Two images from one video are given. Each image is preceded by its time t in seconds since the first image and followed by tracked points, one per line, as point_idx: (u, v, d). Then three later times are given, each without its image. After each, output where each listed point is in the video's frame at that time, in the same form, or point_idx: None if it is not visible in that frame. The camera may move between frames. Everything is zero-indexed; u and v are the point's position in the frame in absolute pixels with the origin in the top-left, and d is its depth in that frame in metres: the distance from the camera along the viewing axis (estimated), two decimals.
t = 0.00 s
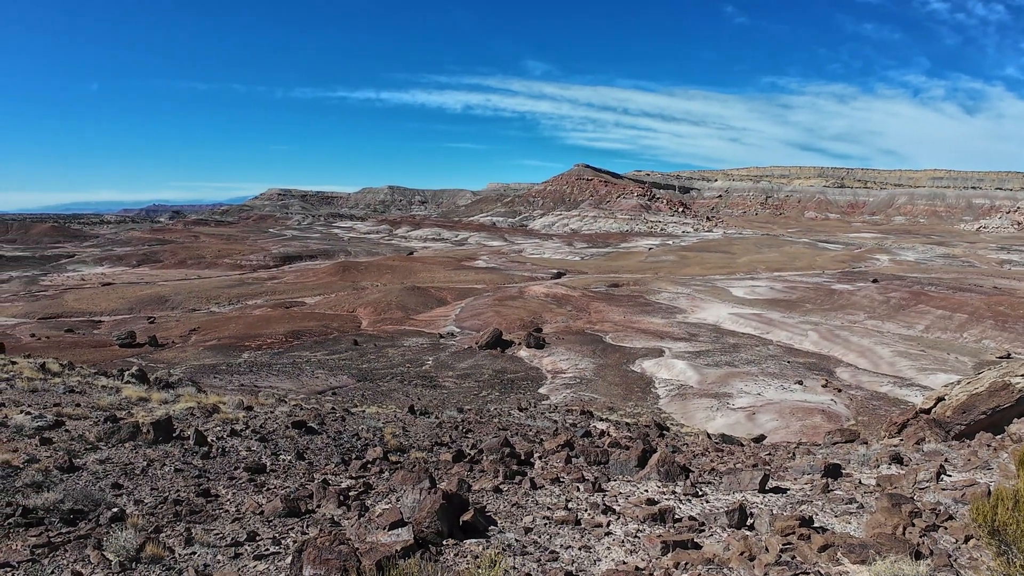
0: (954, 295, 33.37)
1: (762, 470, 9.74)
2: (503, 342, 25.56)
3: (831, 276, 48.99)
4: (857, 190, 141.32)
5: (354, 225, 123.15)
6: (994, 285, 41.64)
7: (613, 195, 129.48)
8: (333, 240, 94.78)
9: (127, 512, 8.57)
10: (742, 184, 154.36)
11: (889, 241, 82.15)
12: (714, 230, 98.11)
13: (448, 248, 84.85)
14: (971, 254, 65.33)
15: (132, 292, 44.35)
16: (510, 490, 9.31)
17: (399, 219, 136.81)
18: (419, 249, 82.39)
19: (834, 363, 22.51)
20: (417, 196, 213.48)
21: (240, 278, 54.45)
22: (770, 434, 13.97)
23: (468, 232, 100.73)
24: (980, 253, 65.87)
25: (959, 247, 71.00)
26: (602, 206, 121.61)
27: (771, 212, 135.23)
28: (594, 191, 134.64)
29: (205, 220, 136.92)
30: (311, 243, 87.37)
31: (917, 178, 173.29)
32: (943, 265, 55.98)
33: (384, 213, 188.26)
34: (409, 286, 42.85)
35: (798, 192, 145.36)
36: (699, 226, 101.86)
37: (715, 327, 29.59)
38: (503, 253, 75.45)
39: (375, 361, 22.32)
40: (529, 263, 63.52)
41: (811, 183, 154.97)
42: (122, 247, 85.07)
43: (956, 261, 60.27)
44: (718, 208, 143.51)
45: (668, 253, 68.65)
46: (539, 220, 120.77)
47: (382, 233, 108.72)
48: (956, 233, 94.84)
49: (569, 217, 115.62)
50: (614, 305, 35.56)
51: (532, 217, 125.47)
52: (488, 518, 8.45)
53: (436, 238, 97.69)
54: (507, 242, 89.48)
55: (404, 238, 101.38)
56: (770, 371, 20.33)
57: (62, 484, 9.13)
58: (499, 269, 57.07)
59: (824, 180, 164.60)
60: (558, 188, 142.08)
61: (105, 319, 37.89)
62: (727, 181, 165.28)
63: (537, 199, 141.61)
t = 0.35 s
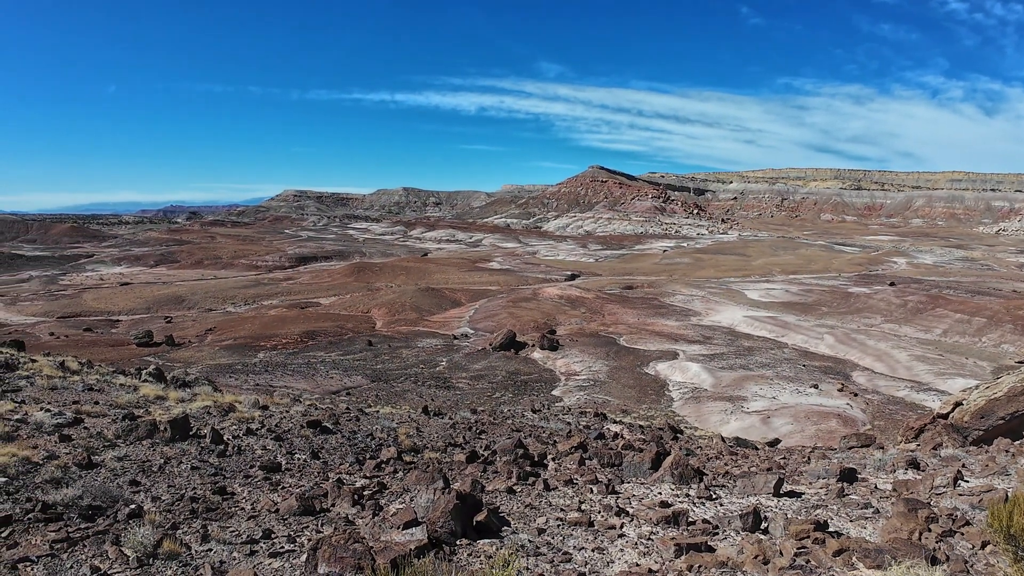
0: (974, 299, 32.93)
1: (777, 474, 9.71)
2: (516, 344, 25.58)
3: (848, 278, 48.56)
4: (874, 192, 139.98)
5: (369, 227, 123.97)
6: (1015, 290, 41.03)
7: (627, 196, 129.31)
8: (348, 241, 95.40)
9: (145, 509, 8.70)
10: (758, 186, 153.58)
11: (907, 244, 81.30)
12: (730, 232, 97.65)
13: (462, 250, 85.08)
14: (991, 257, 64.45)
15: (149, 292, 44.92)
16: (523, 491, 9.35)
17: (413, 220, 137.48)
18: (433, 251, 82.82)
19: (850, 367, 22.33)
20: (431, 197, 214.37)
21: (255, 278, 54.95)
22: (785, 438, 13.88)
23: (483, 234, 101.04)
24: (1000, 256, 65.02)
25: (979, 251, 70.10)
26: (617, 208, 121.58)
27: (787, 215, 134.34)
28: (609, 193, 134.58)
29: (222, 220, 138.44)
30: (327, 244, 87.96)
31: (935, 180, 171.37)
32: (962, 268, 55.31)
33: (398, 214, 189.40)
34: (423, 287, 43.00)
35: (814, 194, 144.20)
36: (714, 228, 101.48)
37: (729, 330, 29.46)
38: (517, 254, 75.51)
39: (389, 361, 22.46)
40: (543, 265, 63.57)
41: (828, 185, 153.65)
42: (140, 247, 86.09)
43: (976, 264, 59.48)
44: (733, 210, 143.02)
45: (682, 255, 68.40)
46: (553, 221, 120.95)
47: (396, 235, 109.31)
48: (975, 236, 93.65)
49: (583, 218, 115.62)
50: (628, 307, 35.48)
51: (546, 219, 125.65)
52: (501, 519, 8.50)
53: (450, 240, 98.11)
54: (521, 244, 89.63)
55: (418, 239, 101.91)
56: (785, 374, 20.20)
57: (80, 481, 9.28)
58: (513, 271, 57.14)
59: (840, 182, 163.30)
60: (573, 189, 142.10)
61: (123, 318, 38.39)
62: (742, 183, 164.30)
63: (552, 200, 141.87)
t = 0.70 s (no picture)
0: (1004, 305, 32.28)
1: (799, 480, 9.70)
2: (536, 347, 25.64)
3: (872, 283, 47.91)
4: (899, 195, 138.07)
5: (390, 229, 125.09)
6: None
7: (649, 199, 129.00)
8: (370, 243, 96.34)
9: (170, 506, 8.86)
10: (780, 190, 152.41)
11: (933, 247, 79.99)
12: (751, 235, 96.96)
13: (482, 252, 85.48)
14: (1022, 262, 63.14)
15: (174, 292, 45.69)
16: (543, 493, 9.43)
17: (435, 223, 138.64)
18: (454, 253, 83.25)
19: (874, 373, 22.05)
20: (453, 200, 215.51)
21: (278, 280, 55.65)
22: (807, 444, 13.78)
23: (504, 236, 101.58)
24: None
25: (1009, 255, 68.70)
26: (638, 211, 121.68)
27: (811, 218, 132.94)
28: (630, 195, 134.44)
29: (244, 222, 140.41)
30: (348, 246, 88.82)
31: (962, 182, 168.42)
32: (991, 273, 54.29)
33: (418, 216, 190.76)
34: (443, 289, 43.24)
35: (838, 197, 142.48)
36: (736, 231, 100.89)
37: (751, 334, 29.24)
38: (537, 257, 75.69)
39: (409, 363, 22.67)
40: (563, 268, 63.63)
41: (852, 188, 151.79)
42: (165, 248, 87.52)
43: (1006, 269, 58.29)
44: (756, 214, 142.44)
45: (703, 258, 68.01)
46: (574, 224, 121.25)
47: (417, 237, 110.05)
48: (1004, 240, 91.86)
49: (603, 221, 115.72)
50: (648, 310, 35.38)
51: (567, 221, 126.00)
52: (521, 521, 8.56)
53: (471, 243, 98.80)
54: (541, 246, 89.87)
55: (439, 242, 102.70)
56: (807, 379, 20.02)
57: (107, 477, 9.49)
58: (533, 274, 57.28)
59: (864, 185, 161.10)
60: (593, 192, 142.05)
61: (148, 318, 39.08)
62: (764, 186, 163.03)
63: (572, 203, 142.35)
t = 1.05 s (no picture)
0: None
1: (830, 488, 9.61)
2: (563, 350, 25.66)
3: (908, 288, 46.88)
4: (935, 197, 135.08)
5: (419, 232, 126.64)
6: None
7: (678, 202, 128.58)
8: (400, 246, 97.48)
9: (203, 502, 9.08)
10: (812, 192, 150.49)
11: (971, 252, 78.03)
12: (782, 239, 95.91)
13: (510, 255, 85.94)
14: None
15: (206, 293, 46.72)
16: (570, 497, 9.49)
17: (463, 226, 140.01)
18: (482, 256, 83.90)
19: (909, 380, 21.59)
20: (481, 203, 216.42)
21: (308, 282, 56.59)
22: (839, 452, 13.58)
23: (532, 240, 102.13)
24: None
25: None
26: (667, 214, 121.70)
27: (843, 222, 130.57)
28: (659, 198, 134.17)
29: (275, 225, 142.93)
30: (378, 249, 89.99)
31: (1001, 184, 163.98)
32: None
33: (446, 219, 193.36)
34: (471, 292, 43.52)
35: (871, 200, 139.74)
36: (766, 235, 100.04)
37: (781, 340, 28.89)
38: (565, 260, 75.84)
39: (437, 365, 22.87)
40: (591, 271, 63.62)
41: (886, 190, 148.87)
42: (199, 250, 89.55)
43: None
44: (787, 217, 141.47)
45: (733, 262, 67.36)
46: (603, 227, 121.76)
47: (445, 240, 111.29)
48: None
49: (632, 224, 116.08)
50: (676, 315, 35.18)
51: (596, 224, 126.64)
52: (549, 523, 8.59)
53: (500, 246, 99.67)
54: (569, 250, 90.11)
55: (468, 245, 103.77)
56: (839, 386, 19.71)
57: (142, 473, 9.77)
58: (561, 277, 57.41)
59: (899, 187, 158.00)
60: (622, 196, 141.99)
61: (182, 318, 40.08)
62: (795, 188, 160.88)
63: (602, 206, 143.01)
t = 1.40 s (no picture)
0: None
1: (867, 497, 9.41)
2: (596, 353, 25.63)
3: (952, 292, 45.48)
4: (980, 199, 130.95)
5: (454, 234, 128.51)
6: None
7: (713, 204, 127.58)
8: (434, 248, 98.79)
9: (240, 498, 9.30)
10: (850, 194, 147.69)
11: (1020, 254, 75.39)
12: (820, 242, 94.43)
13: (543, 258, 86.39)
14: None
15: (244, 294, 47.87)
16: (601, 500, 9.48)
17: (497, 228, 141.36)
18: (516, 259, 84.34)
19: (951, 387, 20.96)
20: (514, 206, 218.08)
21: (342, 283, 57.60)
22: (877, 460, 13.26)
23: (565, 242, 102.43)
24: None
25: None
26: (701, 216, 121.28)
27: (881, 224, 127.56)
28: (693, 200, 133.32)
29: (308, 228, 145.60)
30: (412, 251, 91.20)
31: None
32: None
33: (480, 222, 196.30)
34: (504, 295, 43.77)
35: (912, 202, 136.15)
36: (803, 237, 98.74)
37: (817, 344, 28.36)
38: (598, 263, 75.79)
39: (469, 367, 23.04)
40: (624, 274, 63.45)
41: (928, 191, 144.91)
42: (238, 252, 91.95)
43: None
44: (825, 219, 139.40)
45: (769, 265, 66.34)
46: (637, 230, 122.29)
47: (479, 242, 112.60)
48: None
49: (666, 227, 116.45)
50: (711, 318, 34.83)
51: (629, 227, 127.38)
52: (580, 526, 8.59)
53: (534, 249, 100.40)
54: (603, 253, 90.16)
55: (501, 247, 104.81)
56: (877, 392, 19.25)
57: (182, 468, 10.04)
58: (594, 279, 57.42)
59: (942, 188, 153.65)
60: (656, 198, 142.32)
61: (221, 318, 41.19)
62: (833, 190, 157.87)
63: (636, 209, 143.28)
